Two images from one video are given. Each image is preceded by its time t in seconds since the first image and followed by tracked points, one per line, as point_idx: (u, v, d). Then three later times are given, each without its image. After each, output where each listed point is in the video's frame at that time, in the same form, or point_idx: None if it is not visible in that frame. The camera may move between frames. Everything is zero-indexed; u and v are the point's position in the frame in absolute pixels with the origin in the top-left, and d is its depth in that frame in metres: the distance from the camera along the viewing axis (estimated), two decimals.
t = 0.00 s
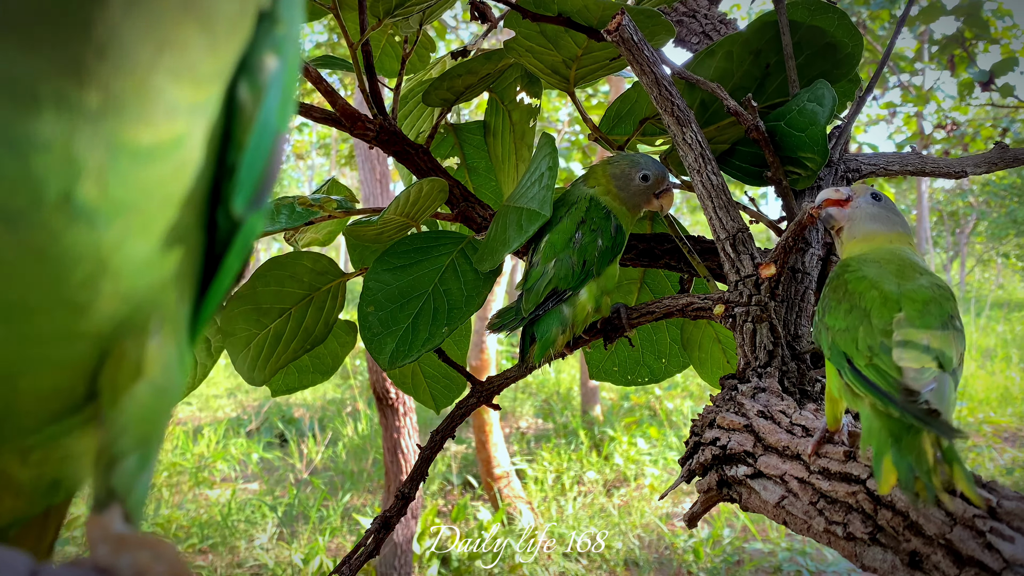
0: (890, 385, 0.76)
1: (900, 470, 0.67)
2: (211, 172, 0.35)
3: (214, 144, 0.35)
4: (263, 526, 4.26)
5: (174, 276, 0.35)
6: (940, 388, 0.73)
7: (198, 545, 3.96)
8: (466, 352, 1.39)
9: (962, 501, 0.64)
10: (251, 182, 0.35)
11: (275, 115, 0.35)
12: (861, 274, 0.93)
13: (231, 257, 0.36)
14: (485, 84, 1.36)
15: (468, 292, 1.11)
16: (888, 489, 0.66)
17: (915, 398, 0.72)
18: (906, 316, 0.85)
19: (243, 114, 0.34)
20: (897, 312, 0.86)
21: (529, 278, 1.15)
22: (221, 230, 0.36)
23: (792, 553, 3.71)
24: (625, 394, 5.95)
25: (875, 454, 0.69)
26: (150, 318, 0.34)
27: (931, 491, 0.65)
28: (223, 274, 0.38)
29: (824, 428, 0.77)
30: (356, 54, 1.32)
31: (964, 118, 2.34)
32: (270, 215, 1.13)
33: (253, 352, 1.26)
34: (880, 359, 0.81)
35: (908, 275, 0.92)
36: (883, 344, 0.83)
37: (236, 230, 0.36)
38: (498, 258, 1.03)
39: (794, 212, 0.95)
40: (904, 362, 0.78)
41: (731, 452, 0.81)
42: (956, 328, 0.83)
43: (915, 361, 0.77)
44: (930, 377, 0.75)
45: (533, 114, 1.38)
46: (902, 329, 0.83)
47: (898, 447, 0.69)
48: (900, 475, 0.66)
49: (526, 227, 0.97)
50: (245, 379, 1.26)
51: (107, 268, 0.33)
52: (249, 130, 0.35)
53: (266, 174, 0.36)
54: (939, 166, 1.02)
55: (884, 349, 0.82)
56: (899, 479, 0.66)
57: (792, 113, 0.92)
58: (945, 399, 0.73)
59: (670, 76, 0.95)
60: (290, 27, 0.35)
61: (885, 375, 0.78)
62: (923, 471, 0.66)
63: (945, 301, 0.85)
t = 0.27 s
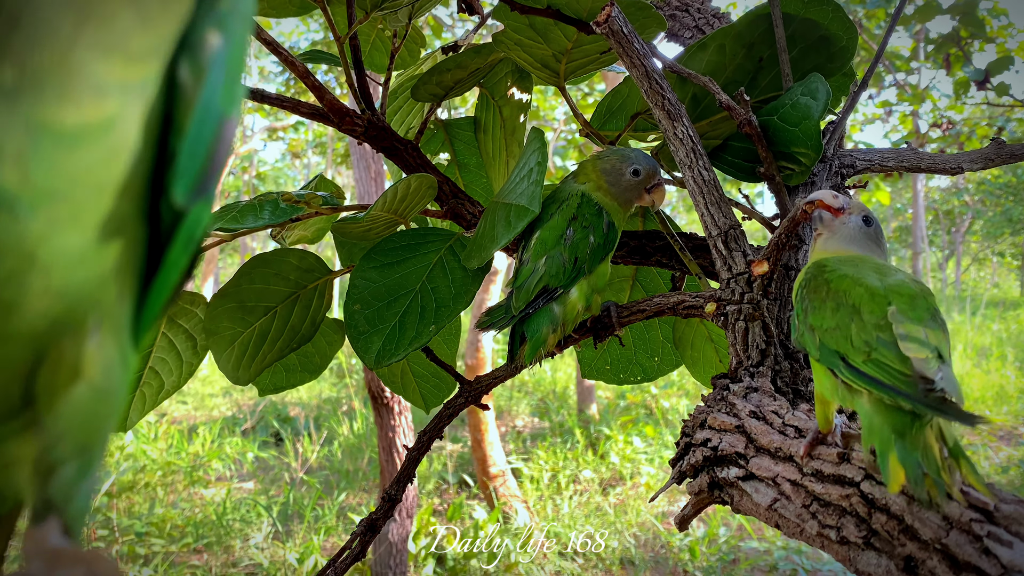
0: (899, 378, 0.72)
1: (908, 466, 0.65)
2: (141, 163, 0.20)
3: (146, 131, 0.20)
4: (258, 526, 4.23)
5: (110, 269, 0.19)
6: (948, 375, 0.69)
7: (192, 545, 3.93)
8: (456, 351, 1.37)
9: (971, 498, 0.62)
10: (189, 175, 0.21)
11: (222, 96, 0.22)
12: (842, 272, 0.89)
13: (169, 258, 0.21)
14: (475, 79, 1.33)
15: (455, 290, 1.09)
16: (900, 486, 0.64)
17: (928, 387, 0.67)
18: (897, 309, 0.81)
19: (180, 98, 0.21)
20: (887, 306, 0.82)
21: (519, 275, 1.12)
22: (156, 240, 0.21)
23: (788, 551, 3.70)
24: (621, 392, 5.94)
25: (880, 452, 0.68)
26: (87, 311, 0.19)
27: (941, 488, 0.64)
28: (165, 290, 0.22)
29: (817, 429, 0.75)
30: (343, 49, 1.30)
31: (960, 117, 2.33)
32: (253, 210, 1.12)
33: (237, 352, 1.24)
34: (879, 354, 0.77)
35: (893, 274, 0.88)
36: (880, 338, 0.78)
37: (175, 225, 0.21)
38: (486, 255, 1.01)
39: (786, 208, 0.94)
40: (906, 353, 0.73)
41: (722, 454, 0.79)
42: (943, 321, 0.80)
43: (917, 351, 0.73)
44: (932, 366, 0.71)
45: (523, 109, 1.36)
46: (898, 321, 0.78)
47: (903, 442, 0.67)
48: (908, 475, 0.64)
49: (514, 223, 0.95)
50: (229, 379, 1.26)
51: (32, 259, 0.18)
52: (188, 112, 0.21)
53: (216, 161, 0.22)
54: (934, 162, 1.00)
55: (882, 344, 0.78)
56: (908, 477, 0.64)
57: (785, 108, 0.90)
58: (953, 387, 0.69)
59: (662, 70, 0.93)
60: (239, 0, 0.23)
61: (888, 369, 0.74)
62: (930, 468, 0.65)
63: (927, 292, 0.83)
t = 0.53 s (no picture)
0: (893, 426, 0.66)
1: (901, 517, 0.61)
2: (86, 147, 0.16)
3: (88, 115, 0.16)
4: (253, 525, 4.19)
5: (49, 267, 0.15)
6: (944, 432, 0.63)
7: (187, 544, 3.89)
8: (449, 350, 1.34)
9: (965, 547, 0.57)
10: (136, 163, 0.16)
11: (175, 76, 0.17)
12: (862, 286, 0.81)
13: (119, 254, 0.17)
14: (468, 73, 1.31)
15: (448, 288, 1.07)
16: (888, 538, 0.60)
17: (912, 443, 0.63)
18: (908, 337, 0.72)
19: (127, 77, 0.17)
20: (899, 334, 0.73)
21: (513, 274, 1.10)
22: (108, 237, 0.17)
23: (784, 550, 3.69)
24: (617, 391, 5.92)
25: (874, 497, 0.63)
26: (25, 318, 0.15)
27: (935, 538, 0.59)
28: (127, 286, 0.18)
29: (819, 433, 0.73)
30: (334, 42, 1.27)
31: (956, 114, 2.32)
32: (240, 206, 1.09)
33: (225, 352, 1.21)
34: (879, 396, 0.70)
35: (914, 276, 0.79)
36: (884, 376, 0.71)
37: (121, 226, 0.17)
38: (479, 252, 0.98)
39: (787, 203, 0.91)
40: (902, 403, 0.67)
41: (721, 457, 0.77)
42: (969, 342, 0.72)
43: (914, 402, 0.66)
44: (936, 416, 0.65)
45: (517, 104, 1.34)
46: (905, 357, 0.71)
47: (899, 489, 0.62)
48: (901, 522, 0.60)
49: (508, 220, 0.92)
50: (216, 379, 1.23)
51: None
52: (137, 87, 0.17)
53: (166, 151, 0.17)
54: (937, 157, 0.98)
55: (885, 382, 0.71)
56: (900, 526, 0.60)
57: (786, 101, 0.88)
58: (951, 444, 0.63)
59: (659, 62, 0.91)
60: None
61: (886, 413, 0.68)
62: (925, 517, 0.60)
63: (954, 308, 0.74)
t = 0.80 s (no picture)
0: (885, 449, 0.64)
1: (894, 546, 0.58)
2: (22, 137, 0.14)
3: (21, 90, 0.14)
4: (248, 524, 4.15)
5: None
6: (941, 453, 0.59)
7: (181, 544, 3.86)
8: (440, 350, 1.32)
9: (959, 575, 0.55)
10: (85, 150, 0.14)
11: (126, 51, 0.15)
12: (852, 295, 0.79)
13: (69, 246, 0.13)
14: (461, 68, 1.29)
15: (439, 287, 1.05)
16: (880, 568, 0.58)
17: (902, 474, 0.57)
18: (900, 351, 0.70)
19: (70, 56, 0.15)
20: (891, 347, 0.71)
21: (506, 274, 1.07)
22: (57, 232, 0.13)
23: (779, 548, 3.69)
24: (613, 390, 5.91)
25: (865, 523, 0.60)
26: None
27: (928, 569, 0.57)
28: (72, 298, 0.14)
29: (818, 437, 0.71)
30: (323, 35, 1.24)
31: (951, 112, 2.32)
32: (226, 203, 1.06)
33: (212, 352, 1.19)
34: (870, 414, 0.68)
35: (906, 281, 0.77)
36: (874, 394, 0.70)
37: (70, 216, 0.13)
38: (470, 250, 0.96)
39: (785, 201, 0.90)
40: (893, 425, 0.65)
41: (718, 460, 0.75)
42: (966, 346, 0.70)
43: (906, 424, 0.64)
44: (930, 439, 0.61)
45: (510, 100, 1.32)
46: (897, 375, 0.68)
47: (891, 515, 0.59)
48: (892, 550, 0.58)
49: (500, 218, 0.90)
50: (203, 379, 1.20)
51: None
52: (81, 68, 0.14)
53: (120, 128, 0.14)
54: (936, 155, 0.96)
55: (877, 400, 0.69)
56: (891, 554, 0.58)
57: (784, 96, 0.86)
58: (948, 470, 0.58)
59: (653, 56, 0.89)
60: None
61: (878, 434, 0.66)
62: (918, 546, 0.58)
63: (948, 313, 0.72)
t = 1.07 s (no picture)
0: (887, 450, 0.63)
1: (894, 551, 0.58)
2: None
3: None
4: (242, 523, 4.11)
5: None
6: (941, 455, 0.58)
7: (174, 543, 3.81)
8: (433, 347, 1.29)
9: None
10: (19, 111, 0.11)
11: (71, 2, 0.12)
12: (859, 289, 0.77)
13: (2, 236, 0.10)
14: (455, 60, 1.26)
15: (432, 283, 1.02)
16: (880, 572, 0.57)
17: (901, 474, 0.57)
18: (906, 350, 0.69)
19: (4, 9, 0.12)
20: (896, 343, 0.70)
21: (501, 268, 1.05)
22: None
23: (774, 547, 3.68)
24: (608, 388, 5.90)
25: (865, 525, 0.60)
26: None
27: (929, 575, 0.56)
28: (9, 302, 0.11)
29: (820, 436, 0.69)
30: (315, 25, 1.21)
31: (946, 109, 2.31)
32: (213, 197, 1.03)
33: (199, 349, 1.16)
34: (873, 412, 0.67)
35: (919, 276, 0.75)
36: (878, 391, 0.68)
37: (6, 194, 0.10)
38: (464, 244, 0.93)
39: (786, 195, 0.88)
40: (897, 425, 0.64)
41: (718, 460, 0.73)
42: (976, 345, 0.68)
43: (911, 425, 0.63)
44: (932, 440, 0.60)
45: (505, 92, 1.30)
46: (902, 374, 0.67)
47: (893, 519, 0.58)
48: (893, 555, 0.58)
49: (495, 211, 0.88)
50: (191, 377, 1.18)
51: None
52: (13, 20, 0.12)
53: (66, 84, 0.11)
54: (939, 148, 0.94)
55: (880, 398, 0.68)
56: (892, 560, 0.58)
57: (785, 87, 0.84)
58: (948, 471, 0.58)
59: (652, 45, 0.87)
60: None
61: (879, 433, 0.65)
62: (918, 553, 0.57)
63: (958, 309, 0.70)
